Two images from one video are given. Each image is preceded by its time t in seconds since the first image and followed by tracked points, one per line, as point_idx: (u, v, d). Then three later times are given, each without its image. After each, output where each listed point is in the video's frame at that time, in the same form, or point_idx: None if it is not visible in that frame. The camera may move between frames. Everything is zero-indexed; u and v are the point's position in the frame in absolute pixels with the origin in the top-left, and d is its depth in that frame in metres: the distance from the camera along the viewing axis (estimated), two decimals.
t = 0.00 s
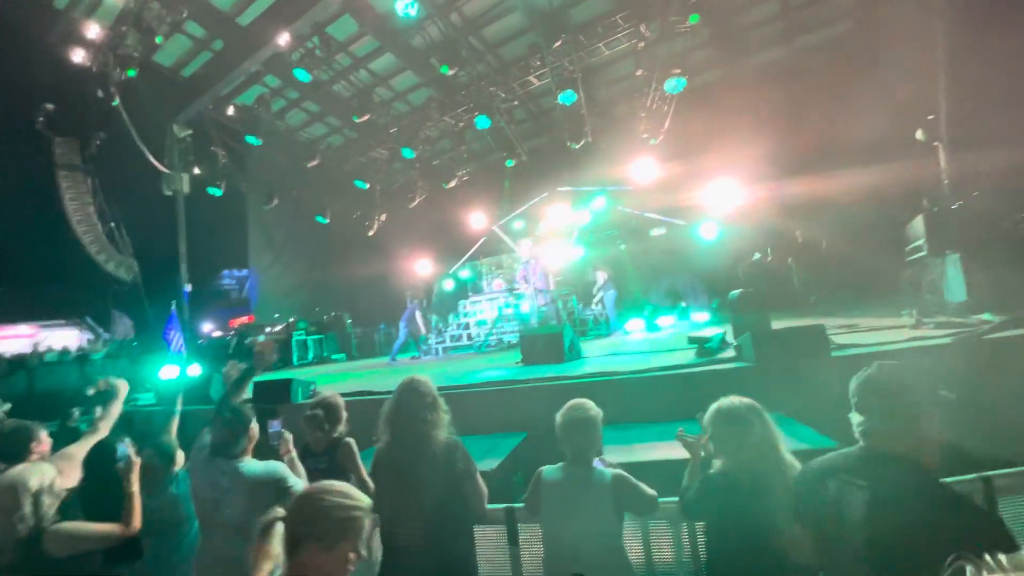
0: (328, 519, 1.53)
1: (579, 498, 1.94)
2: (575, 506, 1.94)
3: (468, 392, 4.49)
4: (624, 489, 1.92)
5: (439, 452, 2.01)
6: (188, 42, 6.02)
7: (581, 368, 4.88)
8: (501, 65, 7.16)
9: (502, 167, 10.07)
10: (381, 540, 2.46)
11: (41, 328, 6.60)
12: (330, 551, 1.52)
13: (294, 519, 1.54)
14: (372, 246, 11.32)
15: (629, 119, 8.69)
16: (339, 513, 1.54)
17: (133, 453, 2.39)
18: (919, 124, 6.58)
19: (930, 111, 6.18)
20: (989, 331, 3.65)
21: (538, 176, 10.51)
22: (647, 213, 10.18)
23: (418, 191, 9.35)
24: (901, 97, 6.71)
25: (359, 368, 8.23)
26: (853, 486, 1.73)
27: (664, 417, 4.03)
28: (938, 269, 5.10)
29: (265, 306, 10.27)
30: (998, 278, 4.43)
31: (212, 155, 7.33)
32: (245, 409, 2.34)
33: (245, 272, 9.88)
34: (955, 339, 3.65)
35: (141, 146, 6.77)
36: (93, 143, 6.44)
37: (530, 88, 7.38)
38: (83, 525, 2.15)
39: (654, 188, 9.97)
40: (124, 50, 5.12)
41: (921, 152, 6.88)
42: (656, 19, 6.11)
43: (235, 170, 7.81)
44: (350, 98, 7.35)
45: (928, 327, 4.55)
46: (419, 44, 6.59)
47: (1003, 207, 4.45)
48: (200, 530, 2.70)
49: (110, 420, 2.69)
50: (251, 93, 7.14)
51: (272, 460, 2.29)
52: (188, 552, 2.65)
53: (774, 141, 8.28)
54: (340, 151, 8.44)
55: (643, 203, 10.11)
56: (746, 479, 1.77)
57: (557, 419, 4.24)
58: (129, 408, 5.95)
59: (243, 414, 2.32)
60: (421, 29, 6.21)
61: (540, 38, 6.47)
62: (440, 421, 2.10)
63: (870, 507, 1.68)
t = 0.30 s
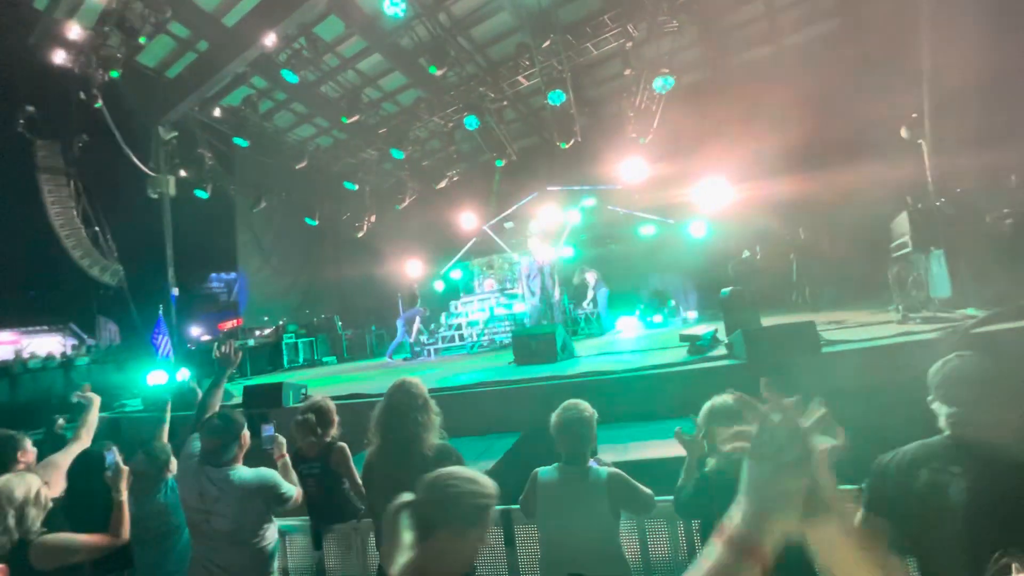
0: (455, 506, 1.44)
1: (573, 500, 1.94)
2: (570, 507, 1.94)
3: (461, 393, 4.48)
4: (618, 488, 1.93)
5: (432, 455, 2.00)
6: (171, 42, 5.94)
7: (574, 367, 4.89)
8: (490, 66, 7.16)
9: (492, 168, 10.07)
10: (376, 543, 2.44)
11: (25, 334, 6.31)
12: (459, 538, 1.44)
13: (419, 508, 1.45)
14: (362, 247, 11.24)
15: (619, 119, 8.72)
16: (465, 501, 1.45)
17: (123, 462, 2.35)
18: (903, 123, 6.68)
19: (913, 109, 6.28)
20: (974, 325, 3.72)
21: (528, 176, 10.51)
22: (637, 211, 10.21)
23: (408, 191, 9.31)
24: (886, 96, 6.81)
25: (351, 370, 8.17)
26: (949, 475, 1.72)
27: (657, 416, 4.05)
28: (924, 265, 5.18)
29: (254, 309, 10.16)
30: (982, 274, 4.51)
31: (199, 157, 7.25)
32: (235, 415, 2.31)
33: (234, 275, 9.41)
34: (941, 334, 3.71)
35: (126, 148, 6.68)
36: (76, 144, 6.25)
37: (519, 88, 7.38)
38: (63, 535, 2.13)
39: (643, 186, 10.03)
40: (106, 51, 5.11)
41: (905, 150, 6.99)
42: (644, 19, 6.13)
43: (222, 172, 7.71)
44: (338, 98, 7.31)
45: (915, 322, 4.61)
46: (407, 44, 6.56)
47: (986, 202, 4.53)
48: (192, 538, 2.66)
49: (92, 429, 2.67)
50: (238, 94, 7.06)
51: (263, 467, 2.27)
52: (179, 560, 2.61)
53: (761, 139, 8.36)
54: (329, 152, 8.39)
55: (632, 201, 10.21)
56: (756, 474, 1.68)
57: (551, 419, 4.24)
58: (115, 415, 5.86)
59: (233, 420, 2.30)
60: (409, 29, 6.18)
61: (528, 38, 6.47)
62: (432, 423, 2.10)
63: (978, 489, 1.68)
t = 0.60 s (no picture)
0: (573, 487, 1.39)
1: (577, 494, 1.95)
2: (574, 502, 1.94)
3: (460, 392, 4.46)
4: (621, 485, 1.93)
5: (431, 455, 1.99)
6: (161, 42, 6.01)
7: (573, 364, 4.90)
8: (483, 64, 7.15)
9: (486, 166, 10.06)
10: (378, 544, 2.41)
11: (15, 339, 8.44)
12: (584, 518, 1.39)
13: (540, 495, 1.41)
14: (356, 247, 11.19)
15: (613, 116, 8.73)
16: (583, 479, 1.40)
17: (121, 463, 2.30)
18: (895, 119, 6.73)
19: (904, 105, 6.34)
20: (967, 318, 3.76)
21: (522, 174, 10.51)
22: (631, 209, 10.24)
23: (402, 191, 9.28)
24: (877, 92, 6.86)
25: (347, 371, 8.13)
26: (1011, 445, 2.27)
27: (656, 411, 4.06)
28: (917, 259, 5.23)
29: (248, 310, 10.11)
30: (973, 266, 4.57)
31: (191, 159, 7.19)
32: (235, 416, 2.31)
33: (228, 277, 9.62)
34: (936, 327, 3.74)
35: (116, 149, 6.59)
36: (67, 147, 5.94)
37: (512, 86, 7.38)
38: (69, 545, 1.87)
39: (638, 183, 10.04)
40: (95, 51, 5.05)
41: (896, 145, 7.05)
42: (637, 17, 6.14)
43: (214, 173, 7.65)
44: (331, 98, 7.27)
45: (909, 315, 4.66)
46: (400, 42, 6.54)
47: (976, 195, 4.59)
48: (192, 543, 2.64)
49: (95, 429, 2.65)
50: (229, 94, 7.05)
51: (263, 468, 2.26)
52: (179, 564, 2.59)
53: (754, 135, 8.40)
54: (322, 153, 8.35)
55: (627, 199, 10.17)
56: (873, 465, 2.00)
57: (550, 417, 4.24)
58: (110, 419, 5.80)
59: (232, 422, 2.29)
60: (402, 28, 6.15)
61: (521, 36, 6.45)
62: (432, 422, 2.10)
63: None
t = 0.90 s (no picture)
0: (704, 450, 1.49)
1: (576, 489, 1.95)
2: (574, 497, 1.95)
3: (458, 389, 4.46)
4: (622, 479, 1.93)
5: (430, 453, 1.99)
6: (153, 40, 5.99)
7: (571, 361, 4.89)
8: (478, 61, 7.14)
9: (480, 163, 10.06)
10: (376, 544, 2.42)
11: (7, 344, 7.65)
12: (712, 476, 1.48)
13: (669, 457, 1.50)
14: (352, 246, 11.15)
15: (609, 112, 8.72)
16: (713, 443, 1.49)
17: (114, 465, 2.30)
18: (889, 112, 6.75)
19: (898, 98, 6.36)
20: (963, 310, 3.79)
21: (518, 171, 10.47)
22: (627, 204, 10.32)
23: (397, 188, 9.25)
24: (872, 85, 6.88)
25: (345, 369, 8.11)
26: None
27: (654, 406, 4.08)
28: (912, 252, 5.26)
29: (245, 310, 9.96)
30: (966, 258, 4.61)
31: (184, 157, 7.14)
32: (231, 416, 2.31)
33: (223, 276, 9.12)
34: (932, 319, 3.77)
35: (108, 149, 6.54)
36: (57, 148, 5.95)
37: (507, 82, 7.36)
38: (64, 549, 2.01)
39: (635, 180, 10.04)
40: (85, 50, 4.99)
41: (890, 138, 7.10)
42: (631, 12, 6.12)
43: (208, 173, 7.59)
44: (325, 96, 7.24)
45: (904, 308, 4.70)
46: (394, 39, 6.50)
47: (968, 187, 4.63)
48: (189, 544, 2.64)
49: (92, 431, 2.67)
50: (222, 93, 7.06)
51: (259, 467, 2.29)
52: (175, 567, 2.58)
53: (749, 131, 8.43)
54: (317, 151, 8.33)
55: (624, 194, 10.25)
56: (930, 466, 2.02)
57: (550, 414, 4.24)
58: (107, 421, 5.78)
59: (229, 422, 2.29)
60: (396, 24, 6.12)
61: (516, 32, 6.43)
62: (430, 419, 2.10)
63: None
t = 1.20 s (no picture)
0: (822, 440, 1.54)
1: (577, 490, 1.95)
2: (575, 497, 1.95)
3: (457, 391, 4.46)
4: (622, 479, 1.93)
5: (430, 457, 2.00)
6: (148, 45, 5.99)
7: (570, 362, 4.89)
8: (473, 63, 7.16)
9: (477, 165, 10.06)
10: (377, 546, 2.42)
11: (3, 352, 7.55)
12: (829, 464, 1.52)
13: (793, 450, 1.54)
14: (349, 249, 11.14)
15: (605, 113, 8.74)
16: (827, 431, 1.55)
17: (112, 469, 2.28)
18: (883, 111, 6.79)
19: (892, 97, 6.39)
20: (960, 307, 3.81)
21: (514, 172, 10.49)
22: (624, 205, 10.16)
23: (394, 191, 9.25)
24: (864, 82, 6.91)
25: (342, 373, 8.08)
26: None
27: (653, 407, 4.09)
28: (907, 250, 5.28)
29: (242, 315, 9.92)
30: (961, 256, 4.64)
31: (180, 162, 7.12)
32: (229, 422, 2.30)
33: (220, 281, 8.99)
34: (928, 317, 3.79)
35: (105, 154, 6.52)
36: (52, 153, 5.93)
37: (503, 84, 7.37)
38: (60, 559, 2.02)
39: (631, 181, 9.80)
40: (80, 56, 4.99)
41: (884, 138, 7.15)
42: (626, 14, 6.15)
43: (205, 177, 7.58)
44: (321, 99, 7.25)
45: (900, 306, 4.72)
46: (390, 42, 6.52)
47: (962, 186, 4.67)
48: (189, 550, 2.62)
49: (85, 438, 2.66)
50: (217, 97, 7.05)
51: (258, 472, 2.27)
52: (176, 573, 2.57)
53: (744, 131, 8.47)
54: (313, 154, 8.33)
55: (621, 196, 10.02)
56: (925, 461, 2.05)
57: (549, 416, 4.24)
58: (104, 427, 5.75)
59: (226, 427, 2.28)
60: (392, 28, 6.14)
61: (512, 35, 6.44)
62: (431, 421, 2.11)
63: None
